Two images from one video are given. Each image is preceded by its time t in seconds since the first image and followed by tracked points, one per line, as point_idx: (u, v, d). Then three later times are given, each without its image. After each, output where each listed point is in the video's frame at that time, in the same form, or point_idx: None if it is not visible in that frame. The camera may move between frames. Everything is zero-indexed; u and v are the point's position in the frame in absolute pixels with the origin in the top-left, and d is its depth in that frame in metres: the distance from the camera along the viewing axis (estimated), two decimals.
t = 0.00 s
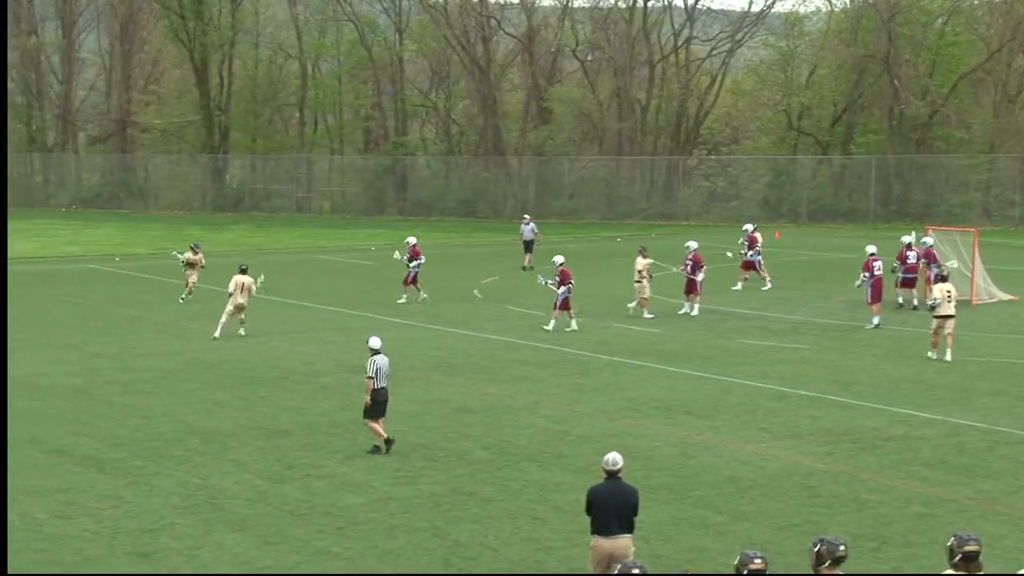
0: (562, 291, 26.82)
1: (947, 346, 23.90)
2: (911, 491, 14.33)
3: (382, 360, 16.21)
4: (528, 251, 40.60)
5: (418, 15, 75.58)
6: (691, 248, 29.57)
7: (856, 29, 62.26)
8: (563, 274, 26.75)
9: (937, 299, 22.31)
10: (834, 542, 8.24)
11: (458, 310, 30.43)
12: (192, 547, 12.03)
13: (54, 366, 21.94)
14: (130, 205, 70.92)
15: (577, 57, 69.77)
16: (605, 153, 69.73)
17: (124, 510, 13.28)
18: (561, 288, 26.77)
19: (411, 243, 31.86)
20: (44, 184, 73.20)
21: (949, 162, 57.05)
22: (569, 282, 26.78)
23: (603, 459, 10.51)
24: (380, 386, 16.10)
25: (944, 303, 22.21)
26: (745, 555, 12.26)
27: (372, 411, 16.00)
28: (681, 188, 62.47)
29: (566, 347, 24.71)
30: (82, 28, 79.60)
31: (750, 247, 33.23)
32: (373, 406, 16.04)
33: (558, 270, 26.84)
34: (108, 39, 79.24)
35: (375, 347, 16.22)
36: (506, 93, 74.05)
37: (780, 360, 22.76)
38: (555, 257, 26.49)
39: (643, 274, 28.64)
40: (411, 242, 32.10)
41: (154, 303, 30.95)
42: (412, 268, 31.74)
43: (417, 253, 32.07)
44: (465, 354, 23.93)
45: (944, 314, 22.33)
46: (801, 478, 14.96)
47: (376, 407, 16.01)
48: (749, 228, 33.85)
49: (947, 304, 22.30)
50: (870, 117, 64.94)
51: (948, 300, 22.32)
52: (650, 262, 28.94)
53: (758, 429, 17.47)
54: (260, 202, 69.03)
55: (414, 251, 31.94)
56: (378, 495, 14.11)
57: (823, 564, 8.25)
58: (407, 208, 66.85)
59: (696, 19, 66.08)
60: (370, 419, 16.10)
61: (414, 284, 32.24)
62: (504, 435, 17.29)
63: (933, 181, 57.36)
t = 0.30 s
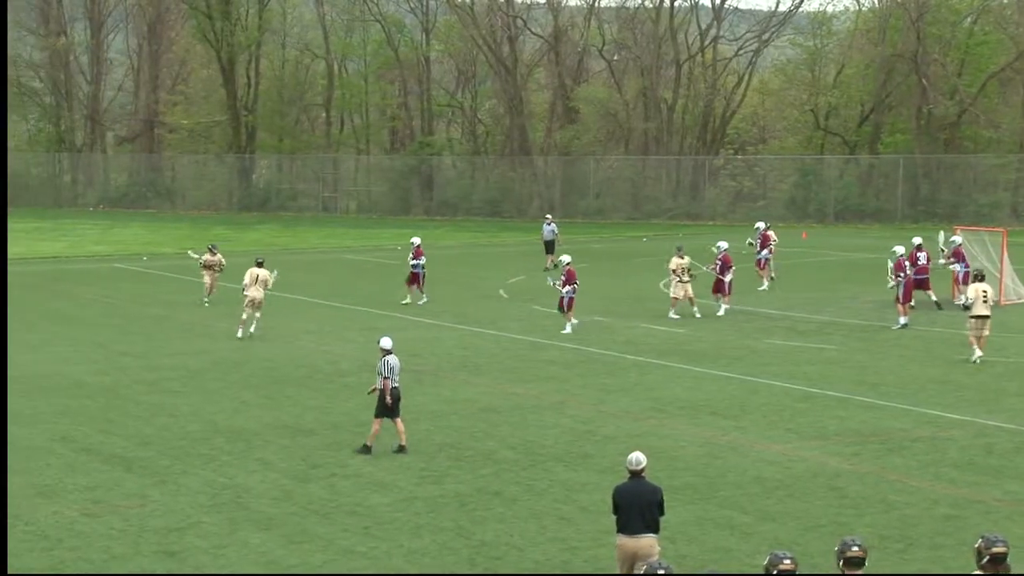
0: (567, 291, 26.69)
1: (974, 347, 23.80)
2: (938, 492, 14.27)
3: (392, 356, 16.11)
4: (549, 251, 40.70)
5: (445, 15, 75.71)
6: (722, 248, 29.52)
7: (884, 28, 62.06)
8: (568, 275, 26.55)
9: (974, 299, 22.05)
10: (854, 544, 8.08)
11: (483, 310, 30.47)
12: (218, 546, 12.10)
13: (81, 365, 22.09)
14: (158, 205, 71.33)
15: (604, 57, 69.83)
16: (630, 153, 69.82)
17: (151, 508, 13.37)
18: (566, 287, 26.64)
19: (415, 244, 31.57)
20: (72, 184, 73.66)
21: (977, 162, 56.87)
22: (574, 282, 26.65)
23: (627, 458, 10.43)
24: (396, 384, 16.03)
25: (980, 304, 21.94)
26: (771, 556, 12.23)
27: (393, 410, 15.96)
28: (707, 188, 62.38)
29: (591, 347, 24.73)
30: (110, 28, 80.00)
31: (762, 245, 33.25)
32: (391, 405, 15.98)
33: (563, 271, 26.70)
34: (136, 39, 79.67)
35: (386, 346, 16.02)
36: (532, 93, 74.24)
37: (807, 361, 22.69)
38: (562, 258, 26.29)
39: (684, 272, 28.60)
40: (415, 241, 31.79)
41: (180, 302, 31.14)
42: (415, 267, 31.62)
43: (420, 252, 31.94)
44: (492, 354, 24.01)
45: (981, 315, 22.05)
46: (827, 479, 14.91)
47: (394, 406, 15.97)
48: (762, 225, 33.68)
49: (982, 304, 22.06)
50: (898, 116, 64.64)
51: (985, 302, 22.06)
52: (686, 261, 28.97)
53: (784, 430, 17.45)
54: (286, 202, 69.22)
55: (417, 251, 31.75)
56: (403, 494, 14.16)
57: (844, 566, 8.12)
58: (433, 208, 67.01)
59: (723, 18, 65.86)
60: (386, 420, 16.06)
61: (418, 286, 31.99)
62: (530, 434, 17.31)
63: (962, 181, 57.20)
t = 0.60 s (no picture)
0: (556, 293, 26.38)
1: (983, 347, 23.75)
2: (947, 492, 14.24)
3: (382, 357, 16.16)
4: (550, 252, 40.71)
5: (453, 15, 75.70)
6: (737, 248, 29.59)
7: (893, 28, 62.00)
8: (557, 274, 26.40)
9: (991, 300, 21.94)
10: (868, 541, 8.37)
11: (491, 310, 30.45)
12: (226, 546, 12.12)
13: (89, 365, 22.14)
14: (167, 205, 71.41)
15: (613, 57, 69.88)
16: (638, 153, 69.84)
17: (159, 508, 13.39)
18: (554, 288, 26.31)
19: (408, 247, 31.12)
20: (81, 184, 73.78)
21: (986, 161, 56.78)
22: (563, 283, 26.33)
23: (641, 451, 10.44)
24: (383, 384, 16.00)
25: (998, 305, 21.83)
26: (780, 556, 12.20)
27: (378, 408, 15.91)
28: (716, 188, 62.33)
29: (600, 347, 24.73)
30: (119, 28, 80.05)
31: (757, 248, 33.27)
32: (377, 404, 15.92)
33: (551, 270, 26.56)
34: (145, 39, 79.75)
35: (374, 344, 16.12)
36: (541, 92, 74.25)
37: (815, 361, 22.64)
38: (549, 258, 26.15)
39: (705, 270, 28.65)
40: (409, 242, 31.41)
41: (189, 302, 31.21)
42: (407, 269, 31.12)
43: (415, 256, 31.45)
44: (500, 354, 24.03)
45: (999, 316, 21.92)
46: (835, 479, 14.89)
47: (379, 405, 15.91)
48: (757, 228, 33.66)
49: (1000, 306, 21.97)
50: (907, 116, 64.54)
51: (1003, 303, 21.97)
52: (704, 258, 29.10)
53: (792, 430, 17.42)
54: (295, 202, 69.23)
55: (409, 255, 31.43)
56: (411, 494, 14.17)
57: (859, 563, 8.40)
58: (441, 208, 67.02)
59: (732, 18, 65.81)
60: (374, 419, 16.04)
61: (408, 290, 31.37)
62: (538, 434, 17.29)
63: (971, 181, 57.08)
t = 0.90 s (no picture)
0: (542, 292, 26.26)
1: (985, 348, 23.72)
2: (948, 492, 14.22)
3: (372, 358, 16.24)
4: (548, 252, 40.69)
5: (454, 15, 75.66)
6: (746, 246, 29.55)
7: (894, 28, 62.01)
8: (545, 274, 26.26)
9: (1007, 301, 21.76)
10: (869, 540, 8.66)
11: (492, 309, 30.45)
12: (228, 546, 12.13)
13: (91, 365, 22.16)
14: (168, 205, 71.46)
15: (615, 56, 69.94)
16: (639, 153, 69.84)
17: (160, 508, 13.40)
18: (541, 288, 26.19)
19: (398, 247, 30.56)
20: (82, 183, 73.82)
21: (987, 161, 56.74)
22: (550, 282, 26.22)
23: (668, 451, 10.46)
24: (368, 384, 16.01)
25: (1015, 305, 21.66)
26: (781, 556, 12.19)
27: (361, 407, 15.86)
28: (717, 187, 62.32)
29: (600, 347, 24.76)
30: (121, 28, 79.98)
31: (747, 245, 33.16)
32: (361, 403, 15.88)
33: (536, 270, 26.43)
34: (146, 39, 79.74)
35: (363, 346, 16.26)
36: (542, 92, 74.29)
37: (817, 361, 22.62)
38: (536, 257, 26.00)
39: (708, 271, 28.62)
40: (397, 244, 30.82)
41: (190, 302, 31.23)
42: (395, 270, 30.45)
43: (404, 256, 30.87)
44: (501, 354, 24.03)
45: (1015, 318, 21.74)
46: (836, 479, 14.88)
47: (364, 404, 15.88)
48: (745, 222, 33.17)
49: (1016, 308, 21.77)
50: (908, 116, 64.53)
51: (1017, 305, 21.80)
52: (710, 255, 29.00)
53: (794, 429, 17.42)
54: (296, 201, 69.27)
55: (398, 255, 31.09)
56: (412, 494, 14.17)
57: (864, 558, 8.66)
58: (442, 207, 67.02)
59: (733, 18, 65.78)
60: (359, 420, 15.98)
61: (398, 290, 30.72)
62: (539, 434, 17.30)
63: (972, 181, 57.07)
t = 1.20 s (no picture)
0: (533, 293, 26.20)
1: (984, 347, 23.72)
2: (947, 491, 14.23)
3: (358, 355, 16.22)
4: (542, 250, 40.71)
5: (454, 13, 75.65)
6: (748, 246, 29.45)
7: (893, 26, 62.09)
8: (535, 275, 26.17)
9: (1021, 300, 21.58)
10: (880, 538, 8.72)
11: (492, 308, 30.46)
12: (228, 544, 12.14)
13: (91, 363, 22.15)
14: (168, 203, 71.45)
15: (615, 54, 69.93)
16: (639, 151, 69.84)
17: (160, 506, 13.41)
18: (533, 288, 26.16)
19: (389, 248, 30.31)
20: (81, 182, 73.87)
21: (987, 160, 56.89)
22: (540, 284, 26.15)
23: (692, 442, 10.38)
24: (354, 383, 16.04)
25: None
26: (781, 554, 12.20)
27: (343, 406, 15.93)
28: (716, 185, 62.32)
29: (600, 346, 24.76)
30: (121, 27, 79.99)
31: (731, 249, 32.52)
32: (344, 403, 15.94)
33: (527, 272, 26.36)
34: (146, 38, 79.76)
35: (349, 343, 16.25)
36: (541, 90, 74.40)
37: (816, 359, 22.62)
38: (529, 257, 25.91)
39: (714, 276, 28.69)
40: (388, 246, 30.63)
41: (190, 300, 31.23)
42: (391, 272, 30.14)
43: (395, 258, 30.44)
44: (501, 352, 24.02)
45: None
46: (835, 478, 14.88)
47: (349, 403, 15.93)
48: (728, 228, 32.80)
49: None
50: (908, 114, 64.58)
51: None
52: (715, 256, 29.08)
53: (793, 428, 17.42)
54: (296, 200, 69.32)
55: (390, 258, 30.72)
56: (412, 492, 14.18)
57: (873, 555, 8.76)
58: (441, 206, 67.03)
59: (733, 16, 65.76)
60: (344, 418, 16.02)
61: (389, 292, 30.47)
62: (539, 432, 17.31)
63: (971, 179, 57.15)
